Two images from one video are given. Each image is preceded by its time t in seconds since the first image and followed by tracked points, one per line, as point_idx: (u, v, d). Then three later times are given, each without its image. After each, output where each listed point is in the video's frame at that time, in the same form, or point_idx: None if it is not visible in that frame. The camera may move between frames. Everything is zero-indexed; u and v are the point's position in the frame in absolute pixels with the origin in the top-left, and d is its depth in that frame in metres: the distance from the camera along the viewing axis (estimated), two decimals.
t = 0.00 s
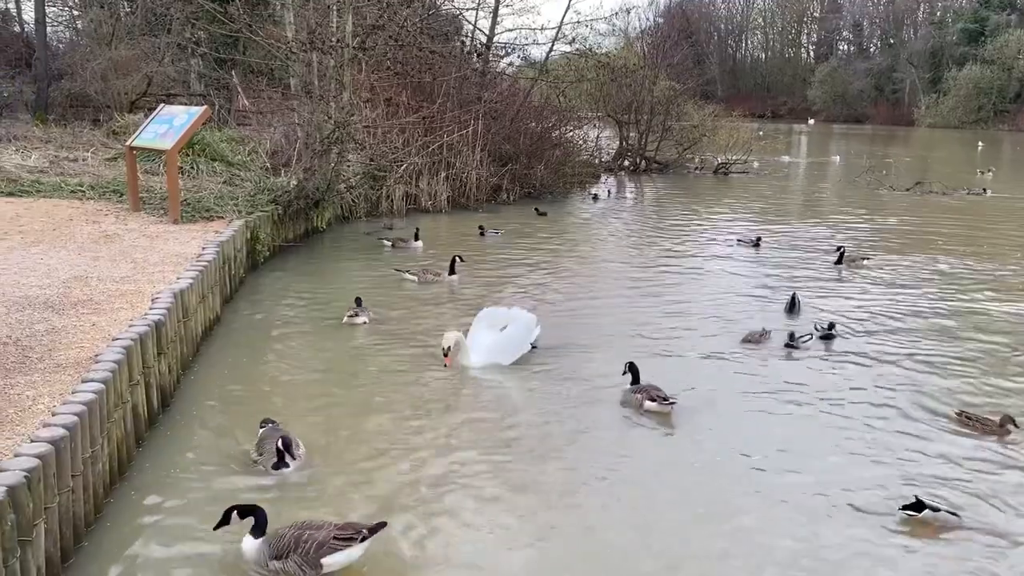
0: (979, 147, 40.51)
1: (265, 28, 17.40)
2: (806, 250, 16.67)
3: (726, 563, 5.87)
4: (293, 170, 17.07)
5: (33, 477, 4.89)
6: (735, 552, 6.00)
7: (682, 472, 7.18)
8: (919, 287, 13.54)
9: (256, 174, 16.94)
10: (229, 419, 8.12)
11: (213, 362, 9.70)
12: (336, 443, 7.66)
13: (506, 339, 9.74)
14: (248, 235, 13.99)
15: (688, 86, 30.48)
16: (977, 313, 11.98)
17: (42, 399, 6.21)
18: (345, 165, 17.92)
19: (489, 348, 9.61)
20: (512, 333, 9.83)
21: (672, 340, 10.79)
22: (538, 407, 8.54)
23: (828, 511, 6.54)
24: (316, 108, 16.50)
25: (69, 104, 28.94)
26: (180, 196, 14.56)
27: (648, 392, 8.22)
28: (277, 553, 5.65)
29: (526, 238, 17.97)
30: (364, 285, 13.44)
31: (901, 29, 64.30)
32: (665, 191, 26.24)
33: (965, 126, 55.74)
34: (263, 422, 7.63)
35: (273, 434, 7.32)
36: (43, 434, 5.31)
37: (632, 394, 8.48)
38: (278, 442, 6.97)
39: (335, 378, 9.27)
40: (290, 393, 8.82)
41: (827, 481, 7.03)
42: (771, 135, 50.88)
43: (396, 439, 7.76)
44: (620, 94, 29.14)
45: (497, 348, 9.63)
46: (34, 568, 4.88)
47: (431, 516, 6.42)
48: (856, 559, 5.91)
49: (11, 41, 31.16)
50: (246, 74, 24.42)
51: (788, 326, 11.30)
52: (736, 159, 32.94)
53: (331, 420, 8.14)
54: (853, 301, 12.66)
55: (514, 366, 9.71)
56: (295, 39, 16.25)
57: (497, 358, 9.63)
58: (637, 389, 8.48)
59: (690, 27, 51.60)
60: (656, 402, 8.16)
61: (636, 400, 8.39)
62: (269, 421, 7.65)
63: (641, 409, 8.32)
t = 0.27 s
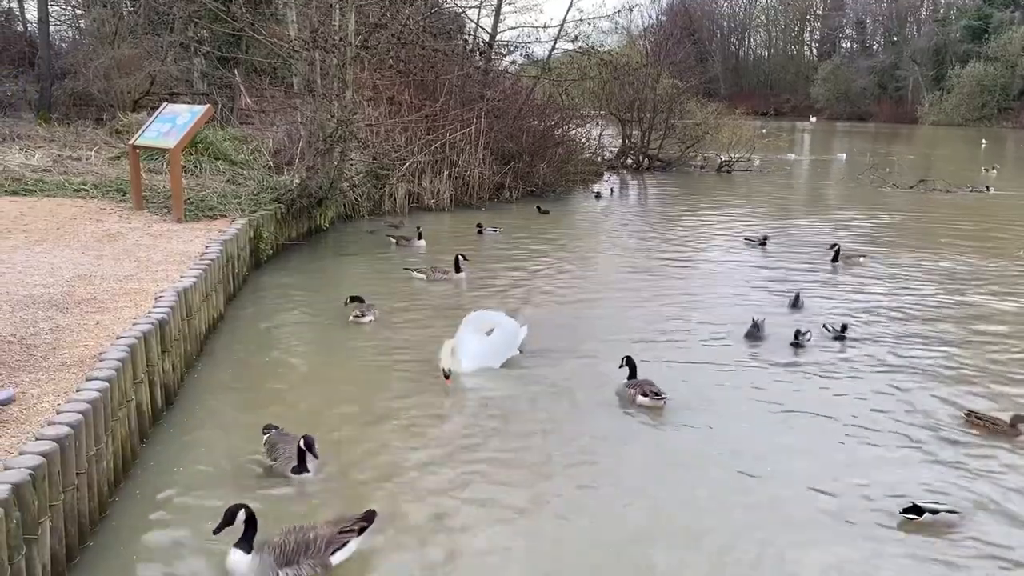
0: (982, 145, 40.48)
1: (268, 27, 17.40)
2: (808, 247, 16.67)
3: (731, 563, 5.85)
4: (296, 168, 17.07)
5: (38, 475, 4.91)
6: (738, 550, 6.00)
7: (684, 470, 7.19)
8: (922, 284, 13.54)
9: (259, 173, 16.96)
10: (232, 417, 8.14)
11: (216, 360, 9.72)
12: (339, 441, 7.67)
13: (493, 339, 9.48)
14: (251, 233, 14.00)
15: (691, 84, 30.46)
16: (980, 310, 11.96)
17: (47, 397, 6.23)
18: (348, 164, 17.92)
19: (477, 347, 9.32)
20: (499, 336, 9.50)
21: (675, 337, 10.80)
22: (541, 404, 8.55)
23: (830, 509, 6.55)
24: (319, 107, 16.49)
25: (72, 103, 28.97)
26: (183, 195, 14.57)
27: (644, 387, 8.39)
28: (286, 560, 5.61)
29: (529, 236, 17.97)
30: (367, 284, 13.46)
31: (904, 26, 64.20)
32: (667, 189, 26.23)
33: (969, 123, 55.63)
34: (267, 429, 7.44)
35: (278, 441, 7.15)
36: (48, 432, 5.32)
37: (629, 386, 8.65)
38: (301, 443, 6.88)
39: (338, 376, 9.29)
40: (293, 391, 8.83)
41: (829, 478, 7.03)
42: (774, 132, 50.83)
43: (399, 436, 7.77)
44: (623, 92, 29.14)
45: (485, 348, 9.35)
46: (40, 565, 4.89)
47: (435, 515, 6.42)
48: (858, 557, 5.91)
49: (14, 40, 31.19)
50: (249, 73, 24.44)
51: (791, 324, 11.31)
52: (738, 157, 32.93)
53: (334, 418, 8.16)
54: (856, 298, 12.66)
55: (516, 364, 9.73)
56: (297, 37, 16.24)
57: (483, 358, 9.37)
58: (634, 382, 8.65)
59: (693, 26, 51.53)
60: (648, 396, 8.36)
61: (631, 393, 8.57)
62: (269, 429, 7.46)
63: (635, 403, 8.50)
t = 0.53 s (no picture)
0: (983, 143, 40.48)
1: (268, 26, 17.39)
2: (808, 246, 16.68)
3: (731, 563, 5.83)
4: (297, 168, 17.05)
5: (38, 474, 4.90)
6: (737, 548, 6.01)
7: (683, 468, 7.18)
8: (922, 282, 13.54)
9: (259, 172, 16.95)
10: (233, 416, 8.15)
11: (216, 359, 9.72)
12: (338, 439, 7.68)
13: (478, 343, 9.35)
14: (251, 233, 13.99)
15: (691, 82, 30.45)
16: (981, 308, 11.94)
17: (47, 396, 6.23)
18: (348, 163, 17.91)
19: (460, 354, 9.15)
20: (484, 341, 9.39)
21: (674, 335, 10.80)
22: (541, 403, 8.55)
23: (830, 507, 6.55)
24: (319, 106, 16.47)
25: (72, 103, 28.96)
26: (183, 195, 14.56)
27: (635, 383, 8.48)
28: (300, 569, 5.49)
29: (529, 235, 17.95)
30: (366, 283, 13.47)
31: (904, 24, 64.18)
32: (668, 188, 26.23)
33: (970, 121, 55.59)
34: (272, 439, 7.25)
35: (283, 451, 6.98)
36: (49, 431, 5.33)
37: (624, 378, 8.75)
38: (318, 457, 6.71)
39: (338, 375, 9.31)
40: (292, 390, 8.83)
41: (828, 476, 7.03)
42: (775, 130, 50.78)
43: (398, 435, 7.79)
44: (623, 91, 29.15)
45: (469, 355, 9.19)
46: (40, 565, 4.88)
47: (435, 515, 6.41)
48: (858, 555, 5.92)
49: (14, 41, 31.19)
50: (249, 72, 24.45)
51: (790, 322, 11.31)
52: (739, 155, 32.92)
53: (334, 417, 8.17)
54: (855, 296, 12.66)
55: (516, 362, 9.74)
56: (297, 37, 16.24)
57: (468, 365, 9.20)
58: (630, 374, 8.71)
59: (693, 24, 51.43)
60: (637, 389, 8.47)
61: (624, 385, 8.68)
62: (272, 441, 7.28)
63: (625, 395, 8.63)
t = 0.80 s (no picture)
0: (982, 141, 40.49)
1: (267, 26, 17.40)
2: (807, 244, 16.70)
3: (730, 561, 5.84)
4: (296, 167, 17.05)
5: (38, 474, 4.91)
6: (735, 546, 6.02)
7: (682, 467, 7.19)
8: (920, 280, 13.56)
9: (258, 172, 16.95)
10: (231, 415, 8.16)
11: (216, 359, 9.73)
12: (337, 438, 7.70)
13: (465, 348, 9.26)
14: (251, 232, 14.00)
15: (690, 81, 30.46)
16: (979, 306, 11.96)
17: (47, 396, 6.24)
18: (347, 162, 17.92)
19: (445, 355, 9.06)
20: (472, 345, 9.31)
21: (672, 334, 10.83)
22: (539, 401, 8.57)
23: (828, 505, 6.57)
24: (318, 105, 16.47)
25: (71, 103, 28.96)
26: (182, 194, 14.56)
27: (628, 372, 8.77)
28: None
29: (529, 234, 17.96)
30: (366, 282, 13.49)
31: (903, 22, 64.18)
32: (667, 187, 26.24)
33: (969, 119, 55.57)
34: (279, 443, 7.12)
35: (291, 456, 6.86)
36: (48, 431, 5.33)
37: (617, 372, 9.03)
38: (330, 467, 6.53)
39: (337, 374, 9.33)
40: (290, 390, 8.84)
41: (826, 474, 7.05)
42: (774, 129, 50.78)
43: (396, 433, 7.80)
44: (622, 90, 29.17)
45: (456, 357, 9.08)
46: (39, 565, 4.89)
47: (434, 515, 6.41)
48: (856, 553, 5.93)
49: (13, 41, 31.19)
50: (248, 72, 24.46)
51: (789, 320, 11.34)
52: (738, 153, 32.94)
53: (333, 415, 8.19)
54: (854, 294, 12.68)
55: (514, 361, 9.76)
56: (296, 36, 16.26)
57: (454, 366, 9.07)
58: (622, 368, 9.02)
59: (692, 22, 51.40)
60: (630, 379, 8.75)
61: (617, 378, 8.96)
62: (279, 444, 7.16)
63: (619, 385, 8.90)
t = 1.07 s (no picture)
0: (982, 140, 40.46)
1: (266, 25, 17.40)
2: (806, 243, 16.70)
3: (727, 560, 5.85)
4: (295, 167, 17.03)
5: (37, 474, 4.92)
6: (733, 544, 6.02)
7: (681, 466, 7.19)
8: (920, 278, 13.56)
9: (257, 171, 16.95)
10: (231, 415, 8.16)
11: (215, 359, 9.74)
12: (336, 437, 7.71)
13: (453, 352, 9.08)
14: (250, 232, 14.00)
15: (690, 80, 30.46)
16: (979, 305, 11.96)
17: (46, 396, 6.24)
18: (346, 162, 17.91)
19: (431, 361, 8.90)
20: (459, 349, 9.13)
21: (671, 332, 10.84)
22: (538, 400, 8.58)
23: (826, 503, 6.57)
24: (317, 105, 16.47)
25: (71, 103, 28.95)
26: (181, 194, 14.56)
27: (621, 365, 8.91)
28: None
29: (528, 233, 17.95)
30: (365, 281, 13.50)
31: (903, 21, 64.15)
32: (666, 185, 26.23)
33: (968, 118, 55.53)
34: (290, 452, 6.96)
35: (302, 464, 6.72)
36: (47, 431, 5.34)
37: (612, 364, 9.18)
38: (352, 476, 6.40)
39: (336, 373, 9.33)
40: (289, 389, 8.85)
41: (824, 472, 7.05)
42: (774, 128, 50.76)
43: (395, 432, 7.81)
44: (621, 89, 29.17)
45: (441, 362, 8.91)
46: (38, 565, 4.90)
47: (433, 514, 6.40)
48: (854, 551, 5.94)
49: (13, 41, 31.18)
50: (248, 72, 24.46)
51: (788, 319, 11.34)
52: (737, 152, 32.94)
53: (332, 415, 8.20)
54: (853, 293, 12.68)
55: (513, 360, 9.76)
56: (295, 35, 16.26)
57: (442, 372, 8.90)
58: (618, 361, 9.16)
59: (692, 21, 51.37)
60: (625, 373, 8.87)
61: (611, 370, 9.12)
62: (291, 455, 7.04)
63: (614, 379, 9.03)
